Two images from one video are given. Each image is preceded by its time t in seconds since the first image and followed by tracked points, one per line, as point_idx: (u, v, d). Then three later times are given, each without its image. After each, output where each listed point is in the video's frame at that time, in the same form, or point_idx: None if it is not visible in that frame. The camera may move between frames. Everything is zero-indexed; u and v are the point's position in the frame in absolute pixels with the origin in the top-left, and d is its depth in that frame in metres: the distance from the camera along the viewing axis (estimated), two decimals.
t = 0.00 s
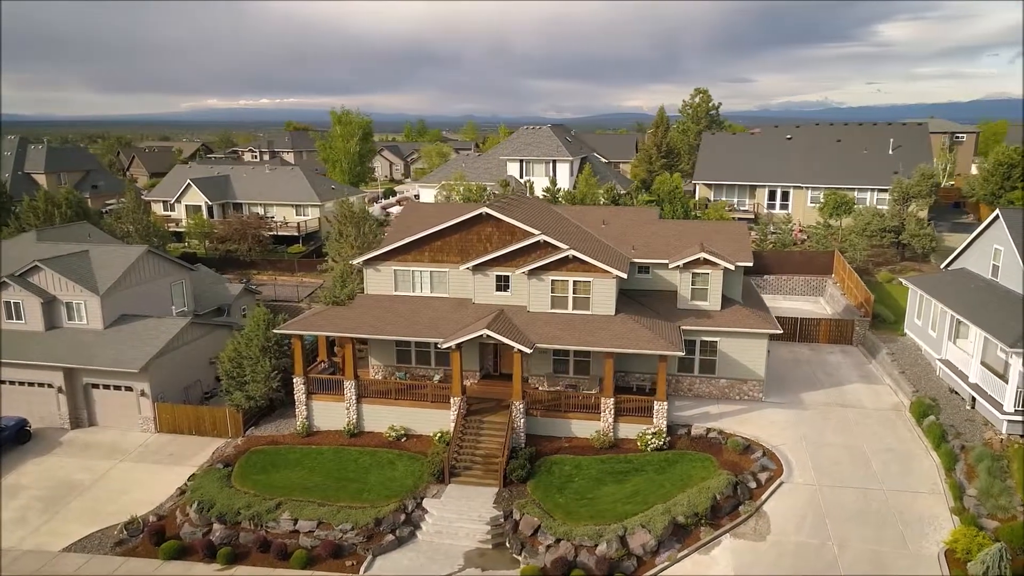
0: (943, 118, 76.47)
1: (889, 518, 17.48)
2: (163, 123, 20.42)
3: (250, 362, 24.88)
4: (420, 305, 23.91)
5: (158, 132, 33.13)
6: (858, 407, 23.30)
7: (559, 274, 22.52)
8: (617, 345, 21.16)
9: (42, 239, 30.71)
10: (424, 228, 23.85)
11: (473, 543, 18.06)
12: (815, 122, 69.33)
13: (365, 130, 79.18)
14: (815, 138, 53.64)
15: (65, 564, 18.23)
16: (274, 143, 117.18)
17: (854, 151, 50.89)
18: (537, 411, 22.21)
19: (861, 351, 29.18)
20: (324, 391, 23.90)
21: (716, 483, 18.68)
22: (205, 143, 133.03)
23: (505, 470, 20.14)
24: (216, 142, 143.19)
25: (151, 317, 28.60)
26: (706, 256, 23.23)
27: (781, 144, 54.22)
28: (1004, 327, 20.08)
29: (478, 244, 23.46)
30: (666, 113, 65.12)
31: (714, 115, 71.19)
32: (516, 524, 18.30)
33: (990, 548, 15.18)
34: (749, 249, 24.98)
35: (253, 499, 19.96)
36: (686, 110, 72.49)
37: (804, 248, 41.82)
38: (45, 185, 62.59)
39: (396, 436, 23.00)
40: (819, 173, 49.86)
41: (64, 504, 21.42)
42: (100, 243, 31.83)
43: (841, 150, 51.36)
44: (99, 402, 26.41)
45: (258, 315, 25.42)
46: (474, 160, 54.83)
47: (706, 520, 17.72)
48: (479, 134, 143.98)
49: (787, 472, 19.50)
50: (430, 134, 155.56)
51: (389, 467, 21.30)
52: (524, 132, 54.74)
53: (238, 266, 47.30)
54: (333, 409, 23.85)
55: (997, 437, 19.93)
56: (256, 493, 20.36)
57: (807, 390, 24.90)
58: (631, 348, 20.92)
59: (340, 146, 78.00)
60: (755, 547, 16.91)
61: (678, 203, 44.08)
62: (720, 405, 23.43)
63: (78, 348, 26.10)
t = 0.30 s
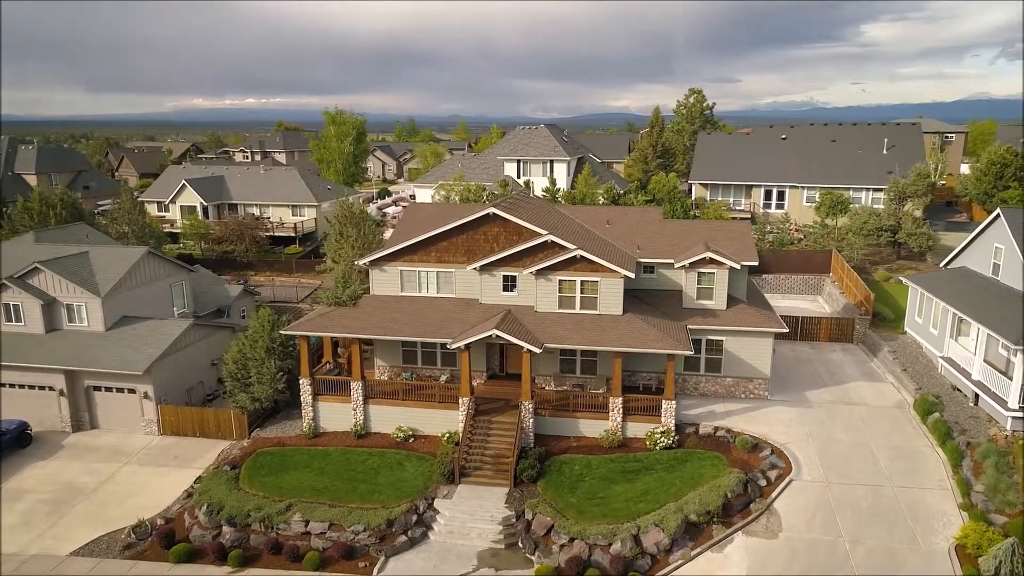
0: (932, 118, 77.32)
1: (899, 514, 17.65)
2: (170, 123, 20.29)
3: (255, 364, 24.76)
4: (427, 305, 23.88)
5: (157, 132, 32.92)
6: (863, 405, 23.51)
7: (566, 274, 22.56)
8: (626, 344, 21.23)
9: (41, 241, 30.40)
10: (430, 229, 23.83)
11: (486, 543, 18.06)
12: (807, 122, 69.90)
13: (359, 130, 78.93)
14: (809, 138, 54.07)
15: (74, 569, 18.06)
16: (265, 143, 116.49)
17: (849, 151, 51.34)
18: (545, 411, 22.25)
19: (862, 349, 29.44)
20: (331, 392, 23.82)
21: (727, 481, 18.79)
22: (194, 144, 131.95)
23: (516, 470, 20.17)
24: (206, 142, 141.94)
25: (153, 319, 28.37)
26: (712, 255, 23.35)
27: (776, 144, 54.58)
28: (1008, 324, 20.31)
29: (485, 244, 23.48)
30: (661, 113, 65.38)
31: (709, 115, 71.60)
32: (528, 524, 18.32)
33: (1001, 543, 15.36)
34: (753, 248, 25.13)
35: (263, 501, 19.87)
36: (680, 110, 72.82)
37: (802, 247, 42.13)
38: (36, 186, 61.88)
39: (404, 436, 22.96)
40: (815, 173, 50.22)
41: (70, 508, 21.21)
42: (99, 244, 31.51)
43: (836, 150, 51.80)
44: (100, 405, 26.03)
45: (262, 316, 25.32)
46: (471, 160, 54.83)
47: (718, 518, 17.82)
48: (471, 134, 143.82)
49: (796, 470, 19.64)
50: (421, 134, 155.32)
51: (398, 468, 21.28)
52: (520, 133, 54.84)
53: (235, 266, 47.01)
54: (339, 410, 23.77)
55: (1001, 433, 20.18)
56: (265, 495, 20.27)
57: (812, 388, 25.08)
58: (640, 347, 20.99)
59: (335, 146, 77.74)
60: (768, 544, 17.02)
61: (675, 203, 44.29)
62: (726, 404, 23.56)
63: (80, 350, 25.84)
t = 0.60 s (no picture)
0: (920, 118, 78.30)
1: (908, 510, 17.83)
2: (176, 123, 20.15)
3: (259, 365, 24.63)
4: (433, 305, 23.86)
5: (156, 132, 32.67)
6: (866, 402, 23.74)
7: (573, 273, 22.63)
8: (634, 343, 21.31)
9: (38, 242, 30.06)
10: (436, 229, 23.84)
11: (498, 543, 18.07)
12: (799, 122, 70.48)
13: (352, 130, 78.67)
14: (802, 138, 54.55)
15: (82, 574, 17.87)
16: (255, 143, 115.76)
17: (842, 151, 51.84)
18: (553, 410, 22.29)
19: (861, 347, 29.73)
20: (336, 393, 23.73)
21: (737, 479, 18.91)
22: (182, 144, 130.85)
23: (526, 470, 20.19)
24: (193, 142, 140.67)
25: (153, 321, 28.14)
26: (717, 254, 23.51)
27: (770, 143, 55.00)
28: (1010, 321, 20.59)
29: (491, 244, 23.53)
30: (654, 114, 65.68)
31: (702, 115, 72.03)
32: (540, 524, 18.34)
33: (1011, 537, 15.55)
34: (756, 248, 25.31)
35: (272, 503, 19.75)
36: (673, 111, 73.19)
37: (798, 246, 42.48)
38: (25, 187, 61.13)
39: (411, 437, 22.92)
40: (808, 172, 50.65)
41: (74, 512, 20.98)
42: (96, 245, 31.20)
43: (829, 150, 52.28)
44: (101, 408, 25.79)
45: (266, 317, 25.19)
46: (467, 159, 54.82)
47: (729, 516, 17.93)
48: (462, 134, 143.71)
49: (804, 467, 19.80)
50: (412, 135, 155.05)
51: (407, 469, 21.23)
52: (516, 133, 54.93)
53: (230, 268, 46.70)
54: (345, 411, 23.68)
55: (1005, 429, 20.44)
56: (274, 497, 20.16)
57: (815, 386, 25.29)
58: (648, 346, 21.07)
59: (328, 147, 77.43)
60: (780, 541, 17.14)
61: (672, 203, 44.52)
62: (732, 402, 23.72)
63: (80, 353, 25.59)
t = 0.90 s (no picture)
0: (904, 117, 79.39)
1: (912, 505, 18.09)
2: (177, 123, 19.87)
3: (260, 367, 24.47)
4: (435, 306, 23.84)
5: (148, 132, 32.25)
6: (865, 399, 24.05)
7: (576, 273, 22.69)
8: (638, 342, 21.41)
9: (29, 244, 29.58)
10: (438, 229, 23.82)
11: (508, 543, 18.08)
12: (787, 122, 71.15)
13: (341, 130, 78.20)
14: (792, 138, 55.09)
15: None
16: (240, 144, 114.65)
17: (831, 150, 52.41)
18: (557, 410, 22.35)
19: (857, 344, 30.11)
20: (339, 394, 23.62)
21: (743, 476, 19.08)
22: (166, 145, 129.33)
23: (532, 469, 20.23)
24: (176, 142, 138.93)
25: (149, 323, 27.82)
26: (718, 253, 23.72)
27: (760, 143, 55.48)
28: (1007, 318, 20.95)
29: (494, 244, 23.54)
30: (644, 114, 65.98)
31: (691, 115, 72.49)
32: (549, 523, 18.39)
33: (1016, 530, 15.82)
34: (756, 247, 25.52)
35: (278, 506, 19.61)
36: (663, 111, 73.58)
37: (790, 245, 42.93)
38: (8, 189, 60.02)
39: (415, 438, 22.88)
40: (798, 172, 51.16)
41: (74, 518, 20.69)
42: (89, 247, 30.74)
43: (818, 149, 52.84)
44: (97, 412, 25.46)
45: (266, 319, 25.02)
46: (458, 159, 54.73)
47: (736, 513, 18.07)
48: (449, 134, 143.49)
49: (808, 464, 20.01)
50: (398, 135, 154.48)
51: (412, 470, 21.18)
52: (508, 133, 54.94)
53: (221, 269, 46.26)
54: (348, 412, 23.58)
55: (1003, 424, 20.79)
56: (280, 500, 20.02)
57: (813, 383, 25.58)
58: (652, 345, 21.18)
59: (316, 147, 76.93)
60: (788, 537, 17.31)
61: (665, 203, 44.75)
62: (733, 400, 23.93)
63: (76, 356, 25.25)
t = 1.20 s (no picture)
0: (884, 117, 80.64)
1: (911, 499, 18.40)
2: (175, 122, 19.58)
3: (257, 369, 24.25)
4: (434, 306, 23.80)
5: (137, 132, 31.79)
6: (860, 395, 24.42)
7: (575, 273, 22.77)
8: (639, 341, 21.53)
9: (16, 247, 29.10)
10: (437, 229, 23.79)
11: (514, 543, 18.10)
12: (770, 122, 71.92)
13: (325, 130, 77.64)
14: (777, 138, 55.73)
15: None
16: (221, 144, 113.25)
17: (816, 150, 53.11)
18: (558, 409, 22.41)
19: (847, 341, 30.56)
20: (338, 396, 23.46)
21: (745, 472, 19.28)
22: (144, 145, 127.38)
23: (536, 469, 20.27)
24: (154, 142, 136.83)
25: (141, 326, 27.44)
26: (715, 252, 23.94)
27: (746, 143, 56.05)
28: (998, 314, 21.40)
29: (493, 244, 23.56)
30: (630, 114, 66.36)
31: (676, 115, 73.03)
32: (555, 522, 18.43)
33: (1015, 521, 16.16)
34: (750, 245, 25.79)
35: (281, 509, 19.45)
36: (648, 111, 74.06)
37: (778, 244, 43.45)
38: None
39: (415, 439, 22.80)
40: (784, 171, 51.78)
41: (70, 525, 20.35)
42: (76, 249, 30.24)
43: (803, 149, 53.51)
44: (89, 417, 25.10)
45: (263, 321, 24.80)
46: (447, 159, 54.63)
47: (740, 509, 18.27)
48: (432, 134, 143.02)
49: (807, 459, 20.28)
50: (381, 135, 153.63)
51: (414, 472, 21.12)
52: (497, 133, 54.94)
53: (209, 270, 45.72)
54: (347, 414, 23.44)
55: (995, 418, 21.24)
56: (282, 503, 19.86)
57: (808, 380, 25.91)
58: (653, 344, 21.29)
59: (301, 147, 76.31)
60: (792, 532, 17.53)
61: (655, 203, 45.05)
62: (730, 397, 24.17)
63: (67, 361, 24.82)
